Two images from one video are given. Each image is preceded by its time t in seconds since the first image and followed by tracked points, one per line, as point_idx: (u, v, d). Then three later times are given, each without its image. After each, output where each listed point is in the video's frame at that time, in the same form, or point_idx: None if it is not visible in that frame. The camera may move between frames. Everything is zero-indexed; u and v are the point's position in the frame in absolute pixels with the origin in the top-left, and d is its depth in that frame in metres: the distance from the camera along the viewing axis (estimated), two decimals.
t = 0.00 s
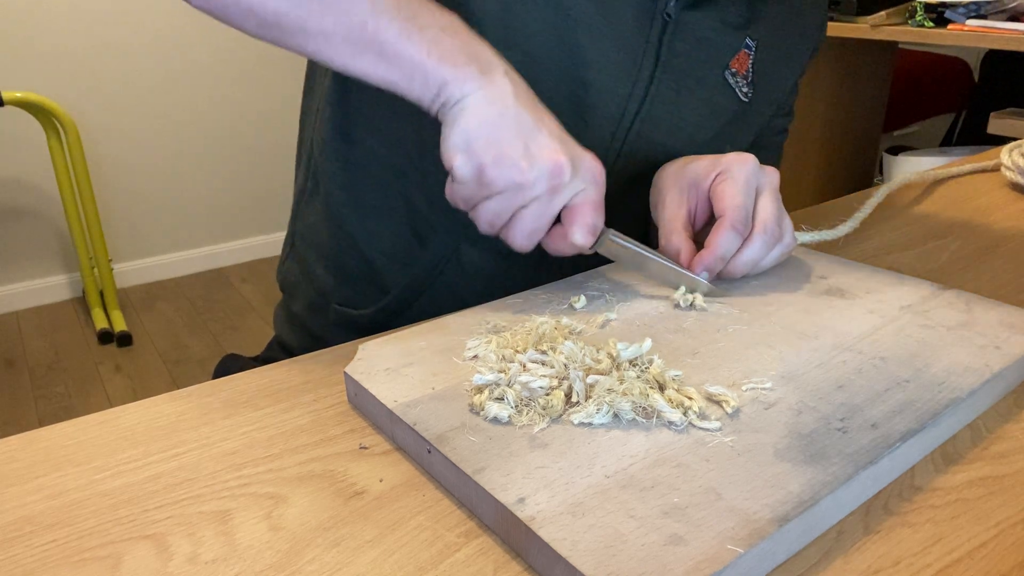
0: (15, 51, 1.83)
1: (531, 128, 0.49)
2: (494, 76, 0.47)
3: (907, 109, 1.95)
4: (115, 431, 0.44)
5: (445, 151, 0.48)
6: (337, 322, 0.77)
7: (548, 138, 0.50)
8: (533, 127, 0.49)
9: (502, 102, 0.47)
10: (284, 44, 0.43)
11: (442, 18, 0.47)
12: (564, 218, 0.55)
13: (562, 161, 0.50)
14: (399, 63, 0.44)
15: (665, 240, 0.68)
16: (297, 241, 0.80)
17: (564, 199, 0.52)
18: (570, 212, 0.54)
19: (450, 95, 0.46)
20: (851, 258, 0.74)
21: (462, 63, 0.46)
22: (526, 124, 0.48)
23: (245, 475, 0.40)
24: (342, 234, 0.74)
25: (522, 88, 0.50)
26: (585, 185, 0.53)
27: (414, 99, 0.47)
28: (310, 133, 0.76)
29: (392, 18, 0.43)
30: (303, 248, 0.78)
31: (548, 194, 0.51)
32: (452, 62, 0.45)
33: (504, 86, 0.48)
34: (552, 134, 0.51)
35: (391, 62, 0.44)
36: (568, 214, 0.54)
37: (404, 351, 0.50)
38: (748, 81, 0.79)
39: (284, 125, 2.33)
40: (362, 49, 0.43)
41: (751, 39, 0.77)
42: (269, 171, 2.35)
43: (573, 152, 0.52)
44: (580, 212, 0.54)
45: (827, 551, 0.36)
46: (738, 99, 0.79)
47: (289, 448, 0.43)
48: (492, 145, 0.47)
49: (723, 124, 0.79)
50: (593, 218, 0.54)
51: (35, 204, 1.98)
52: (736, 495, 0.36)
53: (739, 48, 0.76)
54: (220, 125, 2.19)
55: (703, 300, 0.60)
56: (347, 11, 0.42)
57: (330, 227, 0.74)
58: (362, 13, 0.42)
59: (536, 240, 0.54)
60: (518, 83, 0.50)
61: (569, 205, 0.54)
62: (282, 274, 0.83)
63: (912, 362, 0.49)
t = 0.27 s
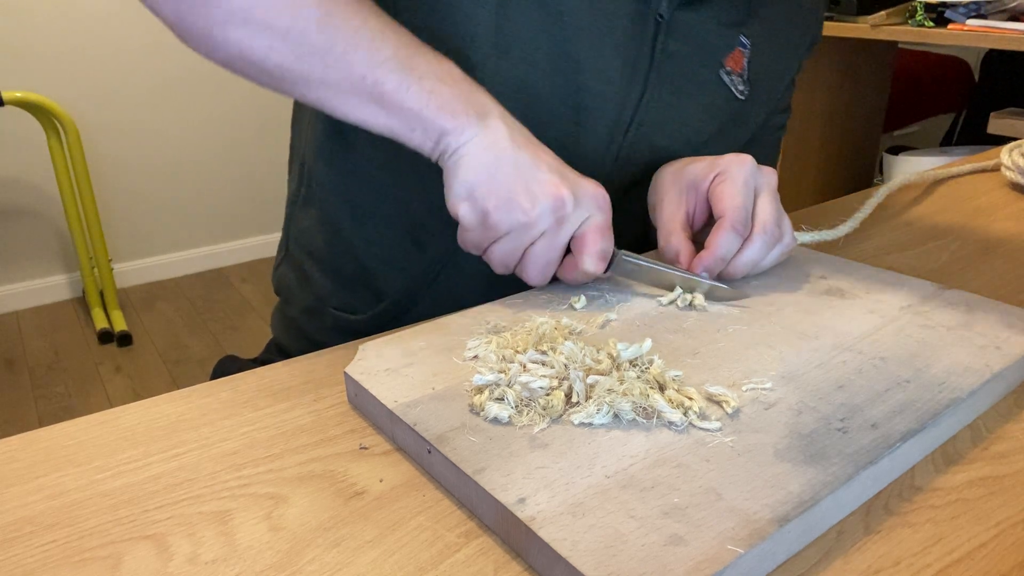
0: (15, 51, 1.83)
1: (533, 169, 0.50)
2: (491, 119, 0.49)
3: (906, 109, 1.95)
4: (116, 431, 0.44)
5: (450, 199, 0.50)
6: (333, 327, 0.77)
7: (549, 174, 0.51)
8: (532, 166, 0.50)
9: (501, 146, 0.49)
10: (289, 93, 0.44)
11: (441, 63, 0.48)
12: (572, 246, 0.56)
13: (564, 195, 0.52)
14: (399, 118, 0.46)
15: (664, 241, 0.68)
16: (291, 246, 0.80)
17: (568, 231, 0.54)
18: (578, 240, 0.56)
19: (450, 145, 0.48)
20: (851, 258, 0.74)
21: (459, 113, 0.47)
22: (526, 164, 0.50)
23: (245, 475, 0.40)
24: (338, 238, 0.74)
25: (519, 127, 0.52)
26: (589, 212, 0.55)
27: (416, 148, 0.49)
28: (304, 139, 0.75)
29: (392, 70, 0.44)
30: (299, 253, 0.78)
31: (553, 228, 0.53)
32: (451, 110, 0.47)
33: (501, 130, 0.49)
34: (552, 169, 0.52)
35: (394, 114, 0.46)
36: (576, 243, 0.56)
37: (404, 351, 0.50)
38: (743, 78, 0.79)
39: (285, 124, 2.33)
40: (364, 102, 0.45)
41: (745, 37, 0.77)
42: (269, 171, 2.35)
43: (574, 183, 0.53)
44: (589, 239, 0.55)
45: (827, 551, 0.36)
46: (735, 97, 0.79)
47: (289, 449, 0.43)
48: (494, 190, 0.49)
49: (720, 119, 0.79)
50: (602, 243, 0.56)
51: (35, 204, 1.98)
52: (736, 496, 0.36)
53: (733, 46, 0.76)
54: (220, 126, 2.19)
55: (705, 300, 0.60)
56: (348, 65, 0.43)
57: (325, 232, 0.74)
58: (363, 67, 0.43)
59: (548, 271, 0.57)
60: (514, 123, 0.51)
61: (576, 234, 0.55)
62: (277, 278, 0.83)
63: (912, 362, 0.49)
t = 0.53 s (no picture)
0: (15, 51, 1.83)
1: (509, 159, 0.50)
2: (467, 116, 0.49)
3: (907, 109, 1.95)
4: (115, 431, 0.44)
5: (431, 193, 0.50)
6: (328, 332, 0.76)
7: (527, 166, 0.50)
8: (509, 159, 0.50)
9: (477, 140, 0.49)
10: (282, 128, 0.49)
11: (417, 74, 0.50)
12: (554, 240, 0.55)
13: (541, 186, 0.51)
14: (379, 125, 0.48)
15: (662, 241, 0.67)
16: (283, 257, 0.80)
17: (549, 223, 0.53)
18: (558, 233, 0.55)
19: (429, 142, 0.48)
20: (851, 258, 0.74)
21: (435, 111, 0.48)
22: (503, 157, 0.50)
23: (245, 475, 0.40)
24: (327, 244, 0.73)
25: (498, 123, 0.52)
26: (568, 204, 0.54)
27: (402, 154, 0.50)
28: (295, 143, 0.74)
29: (366, 84, 0.47)
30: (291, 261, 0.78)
31: (533, 220, 0.52)
32: (425, 111, 0.48)
33: (479, 123, 0.50)
34: (530, 161, 0.51)
35: (374, 125, 0.48)
36: (557, 236, 0.55)
37: (402, 349, 0.50)
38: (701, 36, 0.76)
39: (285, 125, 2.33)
40: (344, 120, 0.48)
41: None
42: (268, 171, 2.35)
43: (552, 175, 0.53)
44: (567, 231, 0.54)
45: (826, 551, 0.36)
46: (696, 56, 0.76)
47: (289, 449, 0.43)
48: (472, 183, 0.49)
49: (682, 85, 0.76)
50: (580, 235, 0.55)
51: (35, 204, 1.98)
52: (727, 493, 0.36)
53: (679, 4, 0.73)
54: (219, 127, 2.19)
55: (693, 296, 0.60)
56: (323, 90, 0.46)
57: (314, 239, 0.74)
58: (337, 88, 0.46)
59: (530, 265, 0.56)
60: (493, 118, 0.52)
61: (556, 226, 0.54)
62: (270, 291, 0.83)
63: (909, 362, 0.49)
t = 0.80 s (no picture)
0: (15, 52, 1.83)
1: (481, 157, 0.50)
2: (442, 113, 0.50)
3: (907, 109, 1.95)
4: (115, 430, 0.44)
5: (410, 190, 0.52)
6: (323, 335, 0.76)
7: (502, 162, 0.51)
8: (483, 154, 0.50)
9: (451, 137, 0.50)
10: (271, 151, 0.52)
11: (393, 75, 0.52)
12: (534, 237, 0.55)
13: (516, 183, 0.51)
14: (355, 133, 0.50)
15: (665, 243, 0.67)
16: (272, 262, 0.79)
17: (528, 220, 0.53)
18: (538, 232, 0.55)
19: (403, 142, 0.50)
20: (851, 258, 0.74)
21: (408, 112, 0.50)
22: (477, 153, 0.50)
23: (245, 475, 0.40)
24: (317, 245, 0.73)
25: (477, 116, 0.52)
26: (547, 201, 0.54)
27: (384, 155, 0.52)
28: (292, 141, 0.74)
29: (338, 94, 0.49)
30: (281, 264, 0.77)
31: (510, 217, 0.52)
32: (398, 113, 0.49)
33: (454, 121, 0.50)
34: (507, 155, 0.51)
35: (350, 132, 0.50)
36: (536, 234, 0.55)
37: (404, 351, 0.50)
38: (657, 12, 0.76)
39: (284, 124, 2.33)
40: (322, 131, 0.50)
41: None
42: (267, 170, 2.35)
43: (530, 169, 0.52)
44: (546, 231, 0.54)
45: (824, 550, 0.36)
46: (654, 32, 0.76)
47: (289, 448, 0.43)
48: (447, 180, 0.50)
49: (647, 63, 0.76)
50: (558, 233, 0.55)
51: (35, 204, 1.98)
52: (736, 495, 0.36)
53: None
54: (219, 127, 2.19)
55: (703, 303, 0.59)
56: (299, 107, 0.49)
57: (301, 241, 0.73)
58: (311, 103, 0.49)
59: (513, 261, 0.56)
60: (473, 112, 0.52)
61: (535, 224, 0.54)
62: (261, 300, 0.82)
63: (912, 361, 0.49)
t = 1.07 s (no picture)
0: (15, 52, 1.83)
1: (460, 172, 0.47)
2: (420, 135, 0.48)
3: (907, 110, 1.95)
4: (115, 430, 0.44)
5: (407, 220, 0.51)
6: (320, 337, 0.76)
7: (483, 177, 0.47)
8: (462, 172, 0.47)
9: (431, 160, 0.48)
10: (281, 202, 0.54)
11: (376, 101, 0.51)
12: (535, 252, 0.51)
13: (499, 198, 0.47)
14: (345, 172, 0.50)
15: (651, 241, 0.67)
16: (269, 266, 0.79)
17: (522, 237, 0.49)
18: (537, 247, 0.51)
19: (390, 171, 0.49)
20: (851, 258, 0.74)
21: (385, 142, 0.49)
22: (456, 172, 0.48)
23: (245, 475, 0.40)
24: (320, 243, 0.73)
25: (463, 129, 0.49)
26: (539, 213, 0.49)
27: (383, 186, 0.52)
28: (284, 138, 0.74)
29: (320, 134, 0.49)
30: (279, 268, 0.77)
31: (501, 235, 0.49)
32: (377, 144, 0.49)
33: (434, 138, 0.48)
34: (490, 169, 0.48)
35: (342, 171, 0.50)
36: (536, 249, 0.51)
37: (404, 351, 0.50)
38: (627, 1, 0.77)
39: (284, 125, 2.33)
40: (316, 174, 0.51)
41: None
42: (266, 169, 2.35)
43: (516, 180, 0.48)
44: (543, 244, 0.50)
45: (824, 550, 0.36)
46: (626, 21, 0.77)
47: (289, 448, 0.43)
48: (432, 206, 0.48)
49: (623, 54, 0.77)
50: (556, 246, 0.51)
51: (36, 204, 1.98)
52: (737, 495, 0.36)
53: None
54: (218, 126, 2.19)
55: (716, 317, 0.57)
56: (290, 153, 0.50)
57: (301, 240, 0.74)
58: (298, 147, 0.50)
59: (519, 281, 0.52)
60: (455, 125, 0.49)
61: (533, 239, 0.50)
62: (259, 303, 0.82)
63: (912, 361, 0.49)
